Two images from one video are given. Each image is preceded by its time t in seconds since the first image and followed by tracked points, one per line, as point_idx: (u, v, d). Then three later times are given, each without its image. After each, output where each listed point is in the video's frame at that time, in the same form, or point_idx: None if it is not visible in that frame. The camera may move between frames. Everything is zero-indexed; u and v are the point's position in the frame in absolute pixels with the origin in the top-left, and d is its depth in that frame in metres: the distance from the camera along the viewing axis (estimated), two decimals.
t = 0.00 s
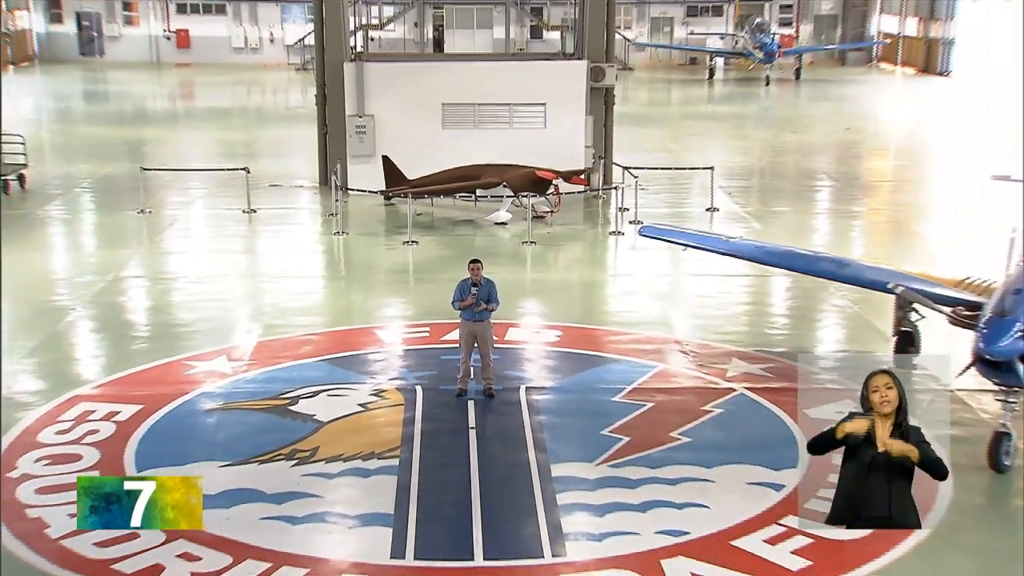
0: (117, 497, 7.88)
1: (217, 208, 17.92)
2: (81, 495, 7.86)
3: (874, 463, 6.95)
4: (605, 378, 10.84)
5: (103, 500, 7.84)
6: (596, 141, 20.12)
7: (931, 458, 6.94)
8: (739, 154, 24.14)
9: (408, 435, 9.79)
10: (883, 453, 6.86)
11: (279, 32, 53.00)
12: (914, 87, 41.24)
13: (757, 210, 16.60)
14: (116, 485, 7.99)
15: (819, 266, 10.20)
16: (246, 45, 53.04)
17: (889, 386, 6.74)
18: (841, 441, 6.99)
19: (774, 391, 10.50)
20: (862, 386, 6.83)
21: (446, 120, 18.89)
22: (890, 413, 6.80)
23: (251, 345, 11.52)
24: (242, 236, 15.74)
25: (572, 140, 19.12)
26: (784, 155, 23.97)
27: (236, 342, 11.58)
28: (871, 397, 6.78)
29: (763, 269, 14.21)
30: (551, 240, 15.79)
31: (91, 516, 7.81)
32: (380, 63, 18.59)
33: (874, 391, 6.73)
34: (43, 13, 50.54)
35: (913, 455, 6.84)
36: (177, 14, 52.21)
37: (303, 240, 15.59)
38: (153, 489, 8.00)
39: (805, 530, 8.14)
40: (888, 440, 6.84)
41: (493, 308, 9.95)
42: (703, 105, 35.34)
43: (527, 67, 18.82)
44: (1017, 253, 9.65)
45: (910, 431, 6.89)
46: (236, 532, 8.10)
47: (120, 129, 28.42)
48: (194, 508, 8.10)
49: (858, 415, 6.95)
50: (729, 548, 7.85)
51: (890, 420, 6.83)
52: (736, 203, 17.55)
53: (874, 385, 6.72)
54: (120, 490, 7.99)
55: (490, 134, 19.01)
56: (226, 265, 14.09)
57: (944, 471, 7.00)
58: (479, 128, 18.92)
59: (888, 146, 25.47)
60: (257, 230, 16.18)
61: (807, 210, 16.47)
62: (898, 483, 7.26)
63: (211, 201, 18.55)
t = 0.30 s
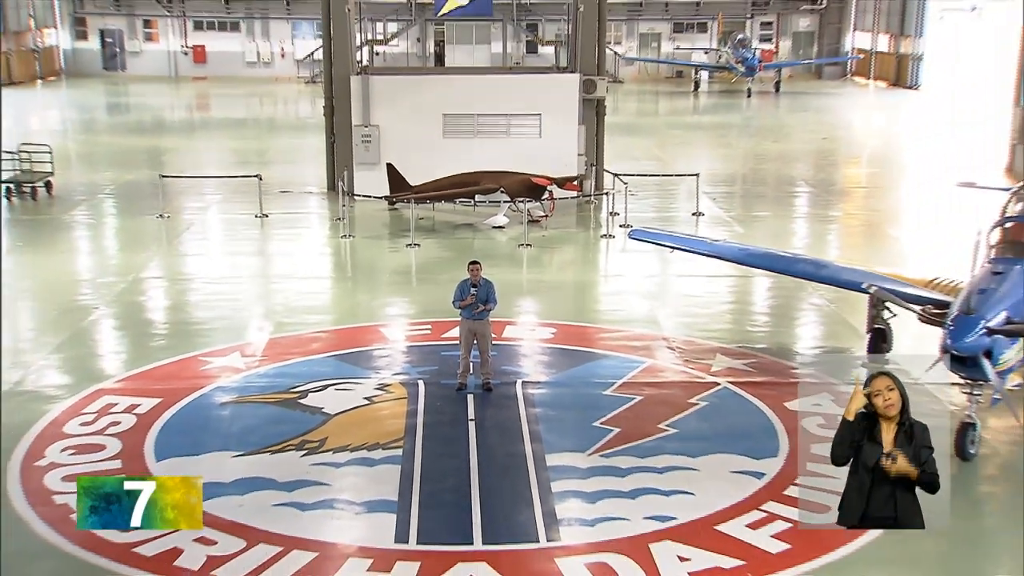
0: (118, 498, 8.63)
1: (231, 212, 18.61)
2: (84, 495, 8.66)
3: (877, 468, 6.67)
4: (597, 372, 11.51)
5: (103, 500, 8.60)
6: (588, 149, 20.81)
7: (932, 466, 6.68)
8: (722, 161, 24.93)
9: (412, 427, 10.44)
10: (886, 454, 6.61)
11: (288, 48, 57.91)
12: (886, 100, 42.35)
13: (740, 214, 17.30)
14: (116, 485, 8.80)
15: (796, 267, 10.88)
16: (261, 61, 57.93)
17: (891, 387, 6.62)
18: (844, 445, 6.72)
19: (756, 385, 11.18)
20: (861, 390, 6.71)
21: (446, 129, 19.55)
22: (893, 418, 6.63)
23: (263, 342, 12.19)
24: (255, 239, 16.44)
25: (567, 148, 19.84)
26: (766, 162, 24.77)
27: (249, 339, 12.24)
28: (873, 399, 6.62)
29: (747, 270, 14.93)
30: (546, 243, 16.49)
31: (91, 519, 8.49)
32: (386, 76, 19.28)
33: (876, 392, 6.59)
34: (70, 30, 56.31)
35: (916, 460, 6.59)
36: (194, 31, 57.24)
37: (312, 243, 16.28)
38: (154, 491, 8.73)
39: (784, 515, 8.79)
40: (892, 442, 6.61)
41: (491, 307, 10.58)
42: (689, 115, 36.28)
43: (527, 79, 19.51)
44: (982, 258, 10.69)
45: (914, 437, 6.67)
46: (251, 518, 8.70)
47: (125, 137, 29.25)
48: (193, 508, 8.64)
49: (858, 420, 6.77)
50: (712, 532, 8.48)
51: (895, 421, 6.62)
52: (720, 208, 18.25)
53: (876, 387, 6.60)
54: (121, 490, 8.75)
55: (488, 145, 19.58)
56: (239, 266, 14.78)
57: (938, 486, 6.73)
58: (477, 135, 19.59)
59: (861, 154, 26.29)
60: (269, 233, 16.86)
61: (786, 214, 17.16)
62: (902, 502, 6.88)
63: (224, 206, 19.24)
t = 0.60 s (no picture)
0: (119, 497, 8.62)
1: (244, 216, 19.39)
2: (83, 495, 8.68)
3: (879, 469, 6.68)
4: (589, 368, 12.23)
5: (104, 500, 8.58)
6: (579, 156, 21.58)
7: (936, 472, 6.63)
8: (705, 167, 25.79)
9: (415, 419, 11.13)
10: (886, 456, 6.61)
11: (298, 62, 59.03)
12: (857, 112, 43.57)
13: (723, 218, 18.03)
14: (115, 484, 8.83)
15: (777, 268, 11.57)
16: (271, 75, 59.44)
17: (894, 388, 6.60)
18: (847, 444, 6.78)
19: (739, 379, 11.89)
20: (863, 389, 6.73)
21: (447, 138, 20.31)
22: (893, 420, 6.62)
23: (274, 339, 12.91)
24: (267, 242, 17.21)
25: (560, 156, 20.67)
26: (748, 168, 25.61)
27: (261, 337, 12.97)
28: (872, 400, 6.64)
29: (731, 273, 15.71)
30: (541, 245, 17.27)
31: (91, 517, 8.57)
32: (390, 88, 20.01)
33: (875, 392, 6.62)
34: (93, 46, 58.39)
35: (918, 464, 6.56)
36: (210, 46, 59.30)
37: (320, 245, 17.05)
38: (154, 491, 8.85)
39: (764, 502, 9.42)
40: (894, 445, 6.60)
41: (488, 305, 11.27)
42: (675, 125, 37.30)
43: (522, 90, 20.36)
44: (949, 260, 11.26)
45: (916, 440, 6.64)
46: (265, 505, 9.32)
47: (134, 145, 30.16)
48: (193, 508, 8.91)
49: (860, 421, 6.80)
50: (696, 517, 9.11)
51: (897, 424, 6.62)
52: (705, 212, 19.02)
53: (876, 387, 6.63)
54: (120, 489, 8.74)
55: (486, 152, 20.46)
56: (251, 268, 15.54)
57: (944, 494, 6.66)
58: (476, 143, 20.35)
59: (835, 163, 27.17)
60: (280, 237, 17.63)
61: (767, 218, 17.90)
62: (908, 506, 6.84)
63: (237, 210, 20.02)
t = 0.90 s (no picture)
0: (118, 499, 9.20)
1: (255, 220, 20.16)
2: (84, 496, 9.27)
3: (879, 468, 6.84)
4: (582, 363, 12.94)
5: (103, 502, 9.17)
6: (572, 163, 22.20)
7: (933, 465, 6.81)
8: (694, 173, 26.59)
9: (417, 411, 11.80)
10: (886, 457, 6.74)
11: (305, 74, 60.61)
12: (836, 123, 44.61)
13: (709, 222, 18.75)
14: (115, 486, 9.39)
15: (759, 269, 12.24)
16: (280, 86, 61.11)
17: (891, 393, 6.60)
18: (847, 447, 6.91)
19: (724, 374, 12.57)
20: (861, 391, 6.69)
21: (447, 146, 20.98)
22: (890, 421, 6.70)
23: (284, 336, 13.62)
24: (276, 245, 17.97)
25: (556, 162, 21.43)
26: (732, 175, 26.42)
27: (271, 334, 13.69)
28: (871, 405, 6.65)
29: (717, 275, 16.45)
30: (536, 247, 18.05)
31: (91, 518, 9.11)
32: (395, 99, 20.66)
33: (873, 398, 6.60)
34: (115, 60, 59.38)
35: (917, 462, 6.72)
36: (224, 59, 60.18)
37: (327, 248, 17.80)
38: (153, 491, 9.35)
39: (747, 489, 10.01)
40: (892, 445, 6.73)
41: (487, 302, 11.91)
42: (663, 133, 38.24)
43: (522, 101, 21.02)
44: (922, 261, 11.87)
45: (912, 437, 6.79)
46: (275, 494, 9.91)
47: (145, 153, 31.00)
48: (192, 508, 9.30)
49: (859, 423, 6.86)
50: (681, 504, 9.70)
51: (893, 425, 6.71)
52: (693, 216, 19.77)
53: (873, 393, 6.59)
54: (120, 490, 9.32)
55: (486, 160, 21.13)
56: (261, 270, 16.28)
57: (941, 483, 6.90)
58: (474, 150, 21.06)
59: (814, 171, 28.04)
60: (288, 240, 18.39)
61: (750, 222, 18.60)
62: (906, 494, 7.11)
63: (248, 215, 20.78)
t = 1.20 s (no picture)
0: (119, 500, 9.03)
1: (264, 223, 20.92)
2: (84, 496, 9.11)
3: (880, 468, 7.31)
4: (577, 360, 13.58)
5: (104, 502, 9.03)
6: (567, 168, 22.93)
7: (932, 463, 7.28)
8: (683, 178, 27.41)
9: (420, 405, 12.42)
10: (886, 456, 7.22)
11: (315, 85, 62.43)
12: (818, 131, 45.66)
13: (698, 224, 19.44)
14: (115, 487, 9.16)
15: (745, 270, 12.84)
16: (290, 95, 62.67)
17: (889, 392, 7.10)
18: (848, 449, 7.35)
19: (712, 371, 13.20)
20: (862, 389, 7.23)
21: (448, 153, 21.57)
22: (889, 418, 7.20)
23: (292, 334, 14.27)
24: (285, 247, 18.73)
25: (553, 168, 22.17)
26: (720, 180, 27.19)
27: (280, 332, 14.34)
28: (871, 401, 7.17)
29: (705, 277, 17.16)
30: (532, 250, 18.82)
31: (92, 517, 9.06)
32: (399, 107, 21.30)
33: (872, 395, 7.13)
34: (132, 72, 60.43)
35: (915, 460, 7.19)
36: (236, 71, 61.63)
37: (333, 250, 18.54)
38: (153, 491, 9.12)
39: (734, 480, 10.57)
40: (892, 445, 7.19)
41: (485, 302, 12.51)
42: (655, 141, 39.14)
43: (521, 109, 21.68)
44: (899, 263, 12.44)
45: (912, 434, 7.25)
46: (286, 484, 10.49)
47: (157, 160, 31.84)
48: (192, 508, 9.35)
49: (861, 419, 7.38)
50: (671, 494, 10.25)
51: (891, 424, 7.21)
52: (683, 219, 20.55)
53: (874, 389, 7.11)
54: (120, 490, 9.11)
55: (486, 166, 21.72)
56: (271, 271, 17.00)
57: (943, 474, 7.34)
58: (476, 156, 21.64)
59: (797, 177, 28.87)
60: (296, 242, 19.14)
61: (738, 224, 19.31)
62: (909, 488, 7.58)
63: (257, 218, 21.55)
